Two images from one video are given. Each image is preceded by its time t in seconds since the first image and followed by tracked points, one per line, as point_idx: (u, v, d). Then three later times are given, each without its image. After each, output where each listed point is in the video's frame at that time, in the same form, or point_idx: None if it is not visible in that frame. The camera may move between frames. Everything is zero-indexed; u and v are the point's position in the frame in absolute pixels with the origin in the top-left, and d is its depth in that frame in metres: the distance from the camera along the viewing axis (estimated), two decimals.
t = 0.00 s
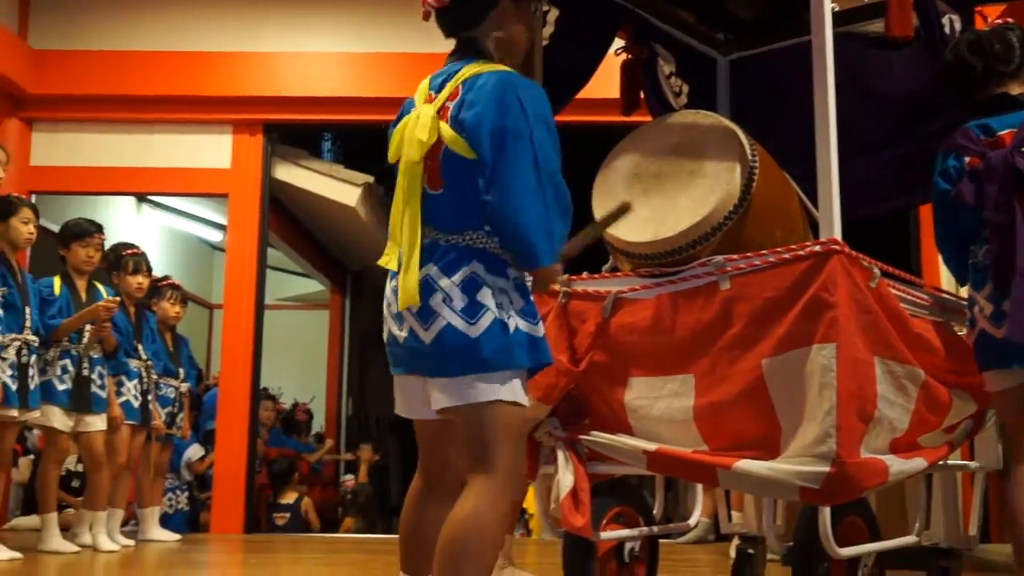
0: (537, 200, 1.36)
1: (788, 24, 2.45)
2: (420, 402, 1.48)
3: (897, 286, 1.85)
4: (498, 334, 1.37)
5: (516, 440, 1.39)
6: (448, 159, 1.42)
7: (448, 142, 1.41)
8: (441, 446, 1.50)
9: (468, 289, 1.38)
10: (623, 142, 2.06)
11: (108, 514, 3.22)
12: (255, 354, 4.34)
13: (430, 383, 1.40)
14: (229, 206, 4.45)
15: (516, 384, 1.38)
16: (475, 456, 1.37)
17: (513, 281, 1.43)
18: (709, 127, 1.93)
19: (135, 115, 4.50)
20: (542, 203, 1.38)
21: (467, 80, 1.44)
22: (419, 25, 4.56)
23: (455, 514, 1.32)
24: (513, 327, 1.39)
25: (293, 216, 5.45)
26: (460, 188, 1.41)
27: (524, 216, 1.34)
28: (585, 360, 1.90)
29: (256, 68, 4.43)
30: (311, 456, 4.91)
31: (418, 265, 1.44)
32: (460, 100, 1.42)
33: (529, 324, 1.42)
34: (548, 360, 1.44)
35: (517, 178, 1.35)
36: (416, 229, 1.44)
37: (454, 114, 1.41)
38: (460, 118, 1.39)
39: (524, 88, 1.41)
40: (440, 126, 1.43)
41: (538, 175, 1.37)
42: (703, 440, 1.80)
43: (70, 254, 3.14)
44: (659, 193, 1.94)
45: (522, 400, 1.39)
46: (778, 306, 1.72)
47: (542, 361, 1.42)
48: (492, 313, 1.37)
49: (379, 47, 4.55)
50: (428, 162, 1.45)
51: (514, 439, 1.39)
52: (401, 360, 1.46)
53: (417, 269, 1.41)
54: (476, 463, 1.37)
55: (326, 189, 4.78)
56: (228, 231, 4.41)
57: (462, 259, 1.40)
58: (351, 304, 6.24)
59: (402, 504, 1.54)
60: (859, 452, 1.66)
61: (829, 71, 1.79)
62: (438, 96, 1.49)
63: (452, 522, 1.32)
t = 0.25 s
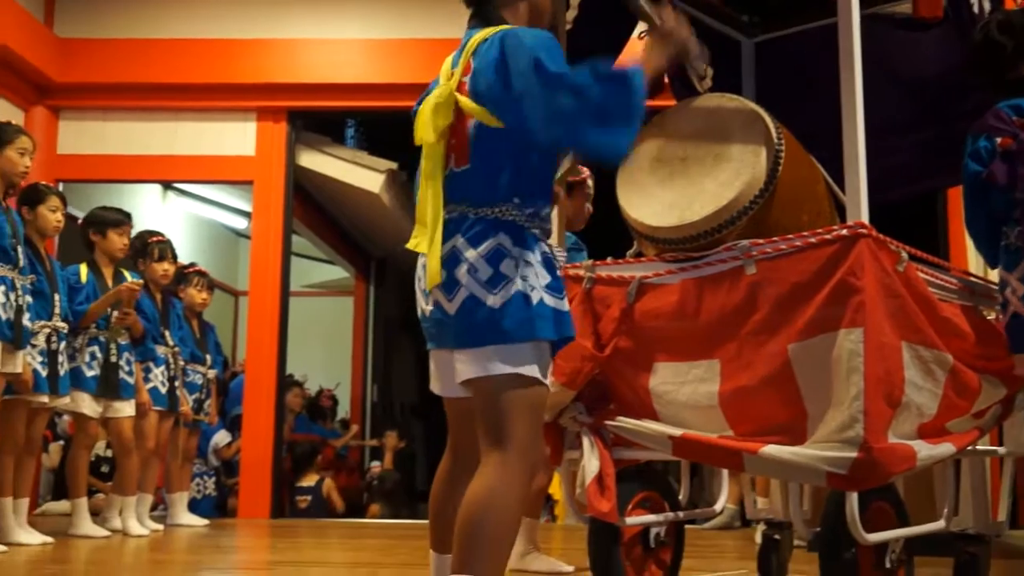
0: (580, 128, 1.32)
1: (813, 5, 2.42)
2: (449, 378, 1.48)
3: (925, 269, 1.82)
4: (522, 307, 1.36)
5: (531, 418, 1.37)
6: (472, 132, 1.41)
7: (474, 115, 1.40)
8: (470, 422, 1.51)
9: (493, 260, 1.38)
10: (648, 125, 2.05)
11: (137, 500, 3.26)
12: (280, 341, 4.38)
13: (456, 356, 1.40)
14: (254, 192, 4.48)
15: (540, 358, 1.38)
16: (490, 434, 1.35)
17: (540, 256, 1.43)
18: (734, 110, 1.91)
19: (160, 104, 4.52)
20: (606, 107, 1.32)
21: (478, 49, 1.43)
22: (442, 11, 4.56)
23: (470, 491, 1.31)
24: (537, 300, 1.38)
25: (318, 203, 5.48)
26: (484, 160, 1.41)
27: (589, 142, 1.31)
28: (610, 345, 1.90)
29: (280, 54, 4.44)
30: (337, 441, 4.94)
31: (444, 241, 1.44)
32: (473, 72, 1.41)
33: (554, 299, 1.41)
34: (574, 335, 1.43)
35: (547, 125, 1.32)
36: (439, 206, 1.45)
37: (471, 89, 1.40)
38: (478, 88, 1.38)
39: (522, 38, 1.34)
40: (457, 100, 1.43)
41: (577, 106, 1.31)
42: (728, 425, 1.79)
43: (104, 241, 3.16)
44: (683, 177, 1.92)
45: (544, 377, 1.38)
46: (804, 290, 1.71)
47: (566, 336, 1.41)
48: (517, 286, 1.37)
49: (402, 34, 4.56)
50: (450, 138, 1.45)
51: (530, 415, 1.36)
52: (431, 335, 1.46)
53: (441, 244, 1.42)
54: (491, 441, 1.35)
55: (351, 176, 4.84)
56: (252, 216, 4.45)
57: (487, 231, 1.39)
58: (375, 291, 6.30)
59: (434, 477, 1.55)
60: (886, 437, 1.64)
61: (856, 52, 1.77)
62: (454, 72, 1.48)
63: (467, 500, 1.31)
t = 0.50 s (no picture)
0: (624, 169, 1.37)
1: None
2: (475, 379, 1.43)
3: (953, 259, 1.81)
4: (566, 319, 1.33)
5: (568, 420, 1.32)
6: (519, 143, 1.35)
7: (526, 126, 1.34)
8: (497, 422, 1.46)
9: (536, 271, 1.33)
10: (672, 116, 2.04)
11: (164, 491, 3.29)
12: (305, 334, 4.41)
13: (494, 365, 1.34)
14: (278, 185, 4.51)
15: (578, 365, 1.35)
16: (527, 436, 1.31)
17: (574, 264, 1.40)
18: (760, 100, 1.90)
19: (184, 98, 4.55)
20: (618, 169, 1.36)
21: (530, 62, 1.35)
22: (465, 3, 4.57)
23: (507, 491, 1.26)
24: (579, 311, 1.36)
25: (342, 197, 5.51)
26: (532, 170, 1.35)
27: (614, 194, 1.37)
28: (635, 337, 1.90)
29: (304, 48, 4.47)
30: (361, 432, 4.97)
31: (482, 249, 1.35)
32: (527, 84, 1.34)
33: (591, 307, 1.40)
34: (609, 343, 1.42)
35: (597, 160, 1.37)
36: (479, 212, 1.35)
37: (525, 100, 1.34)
38: (536, 102, 1.34)
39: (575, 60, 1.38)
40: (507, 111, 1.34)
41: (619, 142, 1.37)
42: (755, 416, 1.78)
43: (133, 234, 3.20)
44: (708, 169, 1.91)
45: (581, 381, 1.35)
46: (831, 281, 1.69)
47: (604, 343, 1.40)
48: (559, 296, 1.33)
49: (424, 26, 4.56)
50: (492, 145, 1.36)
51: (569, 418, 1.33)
52: (458, 344, 1.38)
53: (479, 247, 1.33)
54: (528, 443, 1.30)
55: (374, 168, 4.87)
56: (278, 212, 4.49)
57: (530, 242, 1.33)
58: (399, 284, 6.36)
59: (459, 475, 1.51)
60: (915, 428, 1.63)
61: (884, 39, 1.76)
62: (493, 78, 1.40)
63: (503, 503, 1.26)
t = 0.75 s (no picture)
0: (601, 171, 1.27)
1: None
2: (488, 368, 1.41)
3: (980, 249, 1.79)
4: (568, 306, 1.31)
5: (579, 401, 1.31)
6: (519, 130, 1.34)
7: (522, 113, 1.32)
8: (511, 416, 1.44)
9: (537, 259, 1.32)
10: (695, 106, 2.03)
11: (189, 483, 3.32)
12: (328, 327, 4.43)
13: (501, 353, 1.33)
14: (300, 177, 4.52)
15: (585, 353, 1.32)
16: (537, 420, 1.30)
17: (580, 252, 1.36)
18: (784, 90, 1.89)
19: (206, 92, 4.57)
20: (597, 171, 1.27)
21: (541, 51, 1.35)
22: None
23: (519, 478, 1.26)
24: (581, 299, 1.32)
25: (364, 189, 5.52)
26: (533, 161, 1.34)
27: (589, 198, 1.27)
28: (657, 328, 1.88)
29: (324, 41, 4.47)
30: (383, 424, 4.99)
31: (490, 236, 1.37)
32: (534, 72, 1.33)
33: (596, 296, 1.36)
34: (617, 332, 1.38)
35: (580, 150, 1.26)
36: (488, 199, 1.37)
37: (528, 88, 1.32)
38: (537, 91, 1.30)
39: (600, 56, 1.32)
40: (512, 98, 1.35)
41: (598, 144, 1.27)
42: (778, 408, 1.77)
43: (155, 228, 3.21)
44: (731, 159, 1.90)
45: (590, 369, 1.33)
46: (855, 272, 1.68)
47: (608, 333, 1.36)
48: (561, 284, 1.31)
49: (445, 18, 4.55)
50: (501, 132, 1.37)
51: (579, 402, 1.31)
52: (468, 329, 1.38)
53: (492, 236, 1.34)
54: (538, 427, 1.29)
55: (394, 161, 4.84)
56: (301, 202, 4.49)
57: (532, 230, 1.33)
58: (420, 277, 6.53)
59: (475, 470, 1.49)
60: (940, 420, 1.62)
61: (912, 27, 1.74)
62: (509, 66, 1.41)
63: (516, 489, 1.26)
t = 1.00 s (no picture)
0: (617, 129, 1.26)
1: None
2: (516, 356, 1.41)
3: (1007, 245, 1.78)
4: (586, 288, 1.29)
5: (604, 397, 1.30)
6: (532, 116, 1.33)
7: (534, 99, 1.31)
8: (542, 411, 1.44)
9: (555, 242, 1.31)
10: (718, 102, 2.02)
11: (214, 480, 3.34)
12: (350, 325, 4.44)
13: (522, 337, 1.33)
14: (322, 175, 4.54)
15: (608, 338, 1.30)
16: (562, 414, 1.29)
17: (606, 233, 1.35)
18: (807, 85, 1.88)
19: (228, 91, 4.60)
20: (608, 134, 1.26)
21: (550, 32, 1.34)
22: None
23: (543, 475, 1.25)
24: (602, 281, 1.30)
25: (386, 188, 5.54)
26: (545, 145, 1.31)
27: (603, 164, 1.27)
28: (680, 325, 1.87)
29: (345, 39, 4.48)
30: (405, 422, 5.01)
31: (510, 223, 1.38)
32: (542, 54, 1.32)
33: (620, 277, 1.33)
34: (643, 314, 1.35)
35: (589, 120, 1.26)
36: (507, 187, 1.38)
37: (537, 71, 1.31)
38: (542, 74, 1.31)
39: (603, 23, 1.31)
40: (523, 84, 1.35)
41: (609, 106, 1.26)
42: (803, 406, 1.76)
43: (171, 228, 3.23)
44: (754, 154, 1.89)
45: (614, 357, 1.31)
46: (880, 268, 1.67)
47: (633, 314, 1.33)
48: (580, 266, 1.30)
49: (465, 16, 4.55)
50: (518, 121, 1.37)
51: (605, 398, 1.30)
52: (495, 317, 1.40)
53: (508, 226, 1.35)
54: (563, 422, 1.28)
55: (416, 159, 4.86)
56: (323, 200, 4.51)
57: (551, 213, 1.32)
58: (442, 275, 6.54)
59: (504, 466, 1.50)
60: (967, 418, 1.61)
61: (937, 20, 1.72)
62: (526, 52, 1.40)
63: (540, 483, 1.25)
